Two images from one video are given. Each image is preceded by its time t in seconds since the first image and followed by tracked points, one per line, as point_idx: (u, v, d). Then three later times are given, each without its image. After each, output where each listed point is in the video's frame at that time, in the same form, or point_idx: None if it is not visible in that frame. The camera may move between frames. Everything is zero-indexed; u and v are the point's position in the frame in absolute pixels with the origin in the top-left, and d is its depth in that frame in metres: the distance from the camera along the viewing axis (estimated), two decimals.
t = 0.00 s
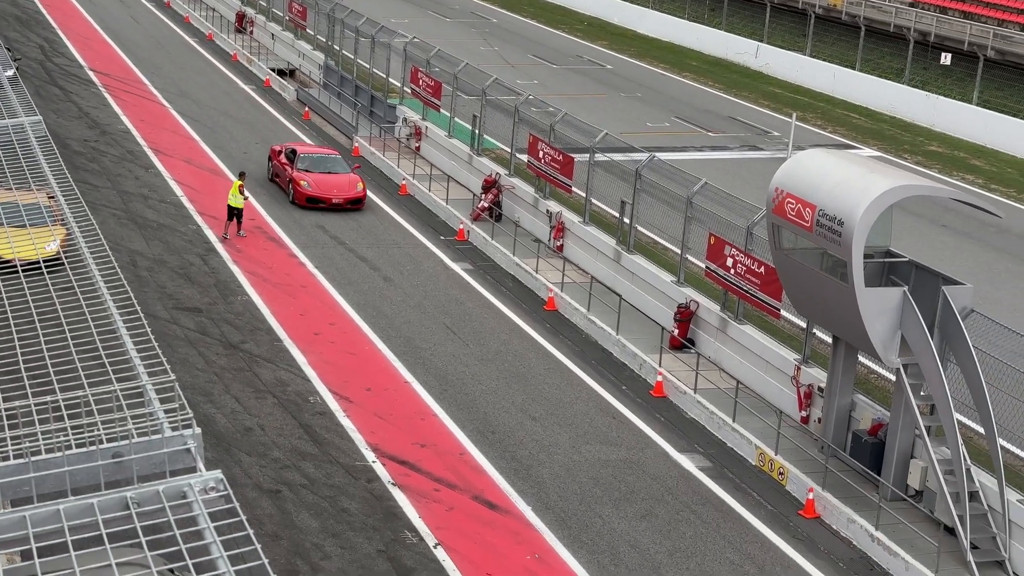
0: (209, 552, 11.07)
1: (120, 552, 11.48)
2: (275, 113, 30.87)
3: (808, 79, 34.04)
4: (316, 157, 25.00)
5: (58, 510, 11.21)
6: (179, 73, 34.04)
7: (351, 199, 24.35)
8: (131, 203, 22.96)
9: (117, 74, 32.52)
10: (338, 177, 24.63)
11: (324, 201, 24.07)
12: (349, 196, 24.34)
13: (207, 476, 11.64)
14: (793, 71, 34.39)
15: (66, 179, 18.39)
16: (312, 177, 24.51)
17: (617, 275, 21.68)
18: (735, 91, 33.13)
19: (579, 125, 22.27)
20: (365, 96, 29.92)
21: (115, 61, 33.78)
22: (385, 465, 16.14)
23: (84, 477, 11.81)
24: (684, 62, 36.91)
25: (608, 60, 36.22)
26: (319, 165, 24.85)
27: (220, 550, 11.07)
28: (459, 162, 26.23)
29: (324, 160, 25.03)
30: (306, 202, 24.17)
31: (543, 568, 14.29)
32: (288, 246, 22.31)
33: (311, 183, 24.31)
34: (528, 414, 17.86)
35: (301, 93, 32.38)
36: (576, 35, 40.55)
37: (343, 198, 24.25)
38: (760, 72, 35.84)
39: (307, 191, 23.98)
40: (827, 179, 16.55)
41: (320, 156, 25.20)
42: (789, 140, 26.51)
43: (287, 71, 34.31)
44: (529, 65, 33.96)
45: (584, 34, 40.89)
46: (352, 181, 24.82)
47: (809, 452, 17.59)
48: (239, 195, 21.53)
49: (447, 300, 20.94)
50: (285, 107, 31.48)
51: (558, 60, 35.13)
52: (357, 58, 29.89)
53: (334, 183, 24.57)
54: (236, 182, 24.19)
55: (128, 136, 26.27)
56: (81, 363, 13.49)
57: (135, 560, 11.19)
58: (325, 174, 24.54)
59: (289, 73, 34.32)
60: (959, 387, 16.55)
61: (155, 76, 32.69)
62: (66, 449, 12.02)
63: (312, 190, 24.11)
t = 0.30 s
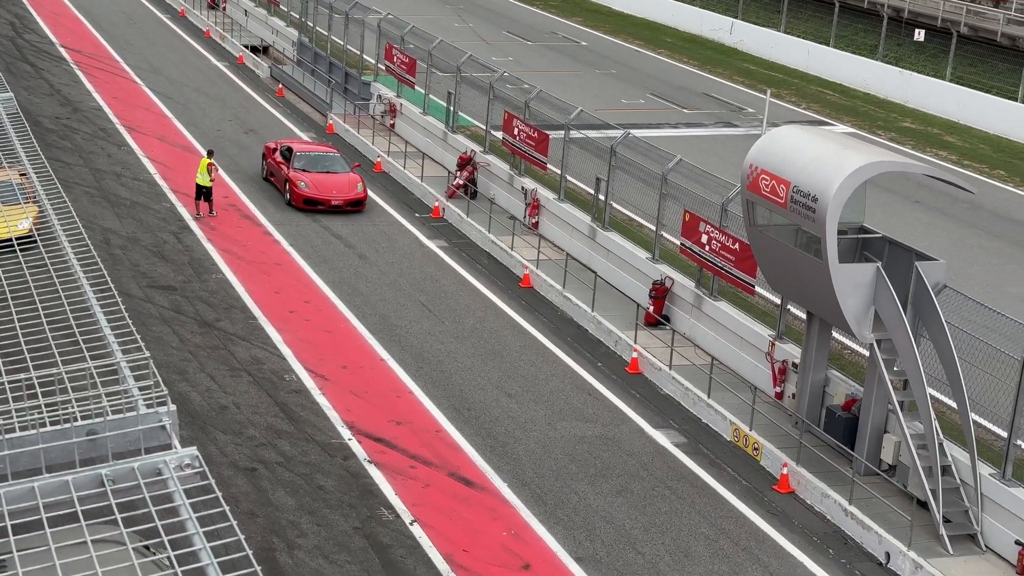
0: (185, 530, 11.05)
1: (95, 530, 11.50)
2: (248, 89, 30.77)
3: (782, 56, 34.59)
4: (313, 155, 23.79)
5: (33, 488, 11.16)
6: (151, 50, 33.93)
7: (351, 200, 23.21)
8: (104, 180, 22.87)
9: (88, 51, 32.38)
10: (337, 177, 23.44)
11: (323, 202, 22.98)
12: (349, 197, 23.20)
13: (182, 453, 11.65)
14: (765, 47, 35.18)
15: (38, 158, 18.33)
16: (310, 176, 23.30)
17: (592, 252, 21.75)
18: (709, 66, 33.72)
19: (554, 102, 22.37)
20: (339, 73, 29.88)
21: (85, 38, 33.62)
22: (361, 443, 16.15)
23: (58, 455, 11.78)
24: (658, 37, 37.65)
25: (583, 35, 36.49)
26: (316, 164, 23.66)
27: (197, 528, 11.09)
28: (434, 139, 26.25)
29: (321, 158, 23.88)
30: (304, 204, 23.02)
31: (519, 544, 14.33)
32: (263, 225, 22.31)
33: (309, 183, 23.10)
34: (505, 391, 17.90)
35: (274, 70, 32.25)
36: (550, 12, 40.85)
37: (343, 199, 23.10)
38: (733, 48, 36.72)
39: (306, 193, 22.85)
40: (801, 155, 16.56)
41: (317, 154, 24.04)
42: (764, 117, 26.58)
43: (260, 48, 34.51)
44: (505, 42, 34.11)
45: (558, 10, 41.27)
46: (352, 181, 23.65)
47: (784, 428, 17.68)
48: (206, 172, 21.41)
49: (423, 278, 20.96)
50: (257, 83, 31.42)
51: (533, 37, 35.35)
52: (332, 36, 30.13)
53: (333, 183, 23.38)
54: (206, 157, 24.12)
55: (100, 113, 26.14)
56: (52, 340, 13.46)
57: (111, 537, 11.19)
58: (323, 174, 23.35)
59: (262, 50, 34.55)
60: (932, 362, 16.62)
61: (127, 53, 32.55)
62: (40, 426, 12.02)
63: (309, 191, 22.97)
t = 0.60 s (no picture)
0: (164, 507, 10.96)
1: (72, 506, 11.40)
2: (221, 65, 30.69)
3: (755, 32, 35.36)
4: (312, 156, 22.80)
5: (11, 466, 11.11)
6: (123, 27, 33.82)
7: (353, 203, 22.13)
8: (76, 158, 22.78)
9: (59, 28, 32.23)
10: (338, 180, 22.39)
11: (322, 205, 21.91)
12: (350, 200, 22.13)
13: (159, 430, 11.55)
14: (739, 23, 35.88)
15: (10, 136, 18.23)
16: (310, 179, 22.27)
17: (568, 230, 21.80)
18: (684, 41, 34.24)
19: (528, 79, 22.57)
20: (313, 50, 29.96)
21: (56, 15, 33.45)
22: (337, 421, 16.13)
23: (35, 433, 11.73)
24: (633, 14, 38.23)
25: (557, 13, 36.64)
26: (315, 165, 22.64)
27: (176, 504, 10.99)
28: (409, 116, 26.31)
29: (320, 158, 22.89)
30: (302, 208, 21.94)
31: (496, 520, 14.35)
32: (238, 203, 22.27)
33: (308, 186, 22.09)
34: (480, 368, 17.91)
35: (247, 47, 32.44)
36: None
37: (344, 203, 22.01)
38: (707, 25, 37.47)
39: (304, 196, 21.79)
40: (776, 131, 16.58)
41: (316, 154, 23.07)
42: (738, 94, 26.63)
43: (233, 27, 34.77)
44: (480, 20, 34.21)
45: None
46: (354, 183, 22.59)
47: (758, 403, 17.75)
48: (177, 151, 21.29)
49: (398, 256, 20.96)
50: (230, 61, 31.37)
51: (508, 14, 35.48)
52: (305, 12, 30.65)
53: (334, 185, 22.34)
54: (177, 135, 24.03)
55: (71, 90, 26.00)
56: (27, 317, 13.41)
57: (88, 514, 11.11)
58: (323, 176, 22.31)
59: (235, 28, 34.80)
60: (905, 337, 16.66)
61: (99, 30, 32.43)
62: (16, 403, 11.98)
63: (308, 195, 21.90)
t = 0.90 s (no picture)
0: (140, 482, 10.88)
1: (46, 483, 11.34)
2: (193, 42, 30.57)
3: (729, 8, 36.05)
4: (313, 158, 21.82)
5: None
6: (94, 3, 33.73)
7: (357, 209, 21.15)
8: (48, 135, 22.72)
9: (30, 4, 32.12)
10: (341, 184, 21.40)
11: (324, 210, 20.90)
12: (354, 205, 21.16)
13: (134, 406, 11.45)
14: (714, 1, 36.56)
15: None
16: (311, 183, 21.26)
17: (543, 206, 21.85)
18: (659, 16, 34.58)
19: (503, 55, 22.53)
20: (286, 26, 29.54)
21: None
22: (313, 398, 16.10)
23: (10, 409, 11.66)
24: None
25: None
26: (316, 168, 21.66)
27: (151, 480, 10.90)
28: (384, 93, 26.30)
29: (321, 160, 21.92)
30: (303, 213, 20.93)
31: (472, 496, 14.40)
32: (211, 180, 22.19)
33: (309, 190, 21.08)
34: (456, 344, 17.90)
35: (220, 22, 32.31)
36: None
37: (348, 208, 21.02)
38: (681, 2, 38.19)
39: (305, 201, 20.77)
40: (750, 107, 16.53)
41: (317, 155, 22.09)
42: (713, 70, 26.59)
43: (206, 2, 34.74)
44: None
45: None
46: (356, 187, 21.61)
47: (733, 378, 17.82)
48: (151, 131, 21.19)
49: (374, 233, 20.95)
50: (203, 37, 31.29)
51: None
52: None
53: (336, 189, 21.38)
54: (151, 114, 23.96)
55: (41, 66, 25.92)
56: None
57: (63, 491, 11.03)
58: (325, 180, 21.31)
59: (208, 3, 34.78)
60: (879, 311, 16.73)
61: (70, 7, 32.28)
62: None
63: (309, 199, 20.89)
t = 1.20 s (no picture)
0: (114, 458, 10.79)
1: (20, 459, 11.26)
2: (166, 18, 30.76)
3: None
4: (316, 160, 20.84)
5: None
6: None
7: (364, 216, 20.19)
8: (19, 113, 22.65)
9: None
10: (346, 190, 20.42)
11: (329, 218, 19.92)
12: (361, 212, 20.22)
13: (109, 382, 11.35)
14: None
15: None
16: (314, 188, 20.25)
17: (519, 181, 21.91)
18: None
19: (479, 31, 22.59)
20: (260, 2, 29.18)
21: None
22: (289, 375, 16.06)
23: None
24: None
25: None
26: (320, 171, 20.69)
27: (126, 456, 10.82)
28: (358, 69, 26.28)
29: (324, 162, 20.96)
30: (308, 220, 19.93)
31: (449, 472, 14.43)
32: (185, 157, 22.11)
33: (313, 196, 20.09)
34: (432, 320, 17.90)
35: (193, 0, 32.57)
36: None
37: (354, 215, 20.07)
38: None
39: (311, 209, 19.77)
40: (724, 81, 16.36)
41: (320, 157, 21.11)
42: (688, 45, 26.59)
43: None
44: None
45: None
46: (363, 192, 20.65)
47: (709, 352, 17.88)
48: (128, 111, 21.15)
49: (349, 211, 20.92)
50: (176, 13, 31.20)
51: None
52: None
53: (341, 195, 20.40)
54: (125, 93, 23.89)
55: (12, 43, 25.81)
56: None
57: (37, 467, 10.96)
58: (330, 186, 20.32)
59: None
60: (854, 285, 16.79)
61: None
62: None
63: (315, 207, 19.88)
